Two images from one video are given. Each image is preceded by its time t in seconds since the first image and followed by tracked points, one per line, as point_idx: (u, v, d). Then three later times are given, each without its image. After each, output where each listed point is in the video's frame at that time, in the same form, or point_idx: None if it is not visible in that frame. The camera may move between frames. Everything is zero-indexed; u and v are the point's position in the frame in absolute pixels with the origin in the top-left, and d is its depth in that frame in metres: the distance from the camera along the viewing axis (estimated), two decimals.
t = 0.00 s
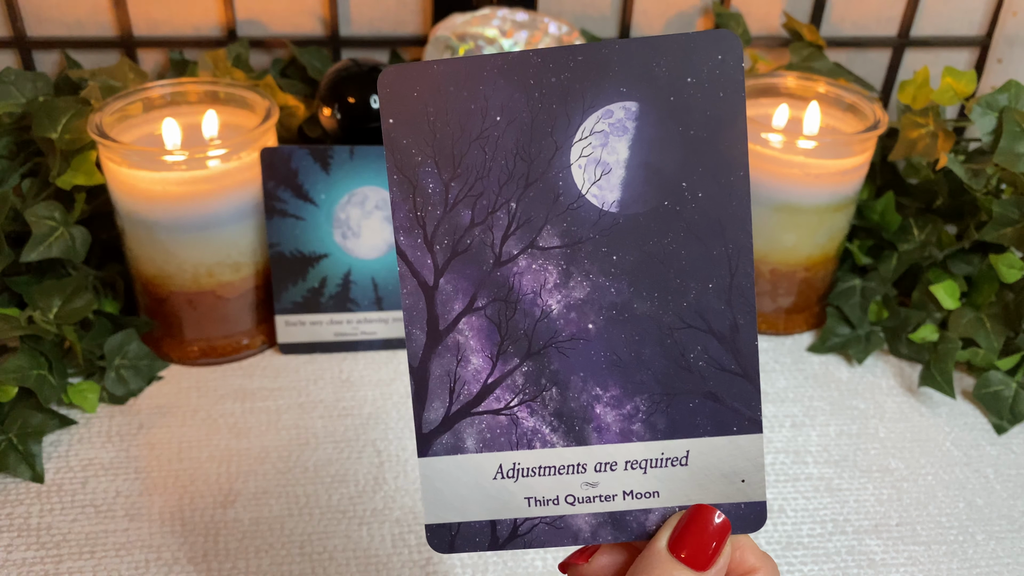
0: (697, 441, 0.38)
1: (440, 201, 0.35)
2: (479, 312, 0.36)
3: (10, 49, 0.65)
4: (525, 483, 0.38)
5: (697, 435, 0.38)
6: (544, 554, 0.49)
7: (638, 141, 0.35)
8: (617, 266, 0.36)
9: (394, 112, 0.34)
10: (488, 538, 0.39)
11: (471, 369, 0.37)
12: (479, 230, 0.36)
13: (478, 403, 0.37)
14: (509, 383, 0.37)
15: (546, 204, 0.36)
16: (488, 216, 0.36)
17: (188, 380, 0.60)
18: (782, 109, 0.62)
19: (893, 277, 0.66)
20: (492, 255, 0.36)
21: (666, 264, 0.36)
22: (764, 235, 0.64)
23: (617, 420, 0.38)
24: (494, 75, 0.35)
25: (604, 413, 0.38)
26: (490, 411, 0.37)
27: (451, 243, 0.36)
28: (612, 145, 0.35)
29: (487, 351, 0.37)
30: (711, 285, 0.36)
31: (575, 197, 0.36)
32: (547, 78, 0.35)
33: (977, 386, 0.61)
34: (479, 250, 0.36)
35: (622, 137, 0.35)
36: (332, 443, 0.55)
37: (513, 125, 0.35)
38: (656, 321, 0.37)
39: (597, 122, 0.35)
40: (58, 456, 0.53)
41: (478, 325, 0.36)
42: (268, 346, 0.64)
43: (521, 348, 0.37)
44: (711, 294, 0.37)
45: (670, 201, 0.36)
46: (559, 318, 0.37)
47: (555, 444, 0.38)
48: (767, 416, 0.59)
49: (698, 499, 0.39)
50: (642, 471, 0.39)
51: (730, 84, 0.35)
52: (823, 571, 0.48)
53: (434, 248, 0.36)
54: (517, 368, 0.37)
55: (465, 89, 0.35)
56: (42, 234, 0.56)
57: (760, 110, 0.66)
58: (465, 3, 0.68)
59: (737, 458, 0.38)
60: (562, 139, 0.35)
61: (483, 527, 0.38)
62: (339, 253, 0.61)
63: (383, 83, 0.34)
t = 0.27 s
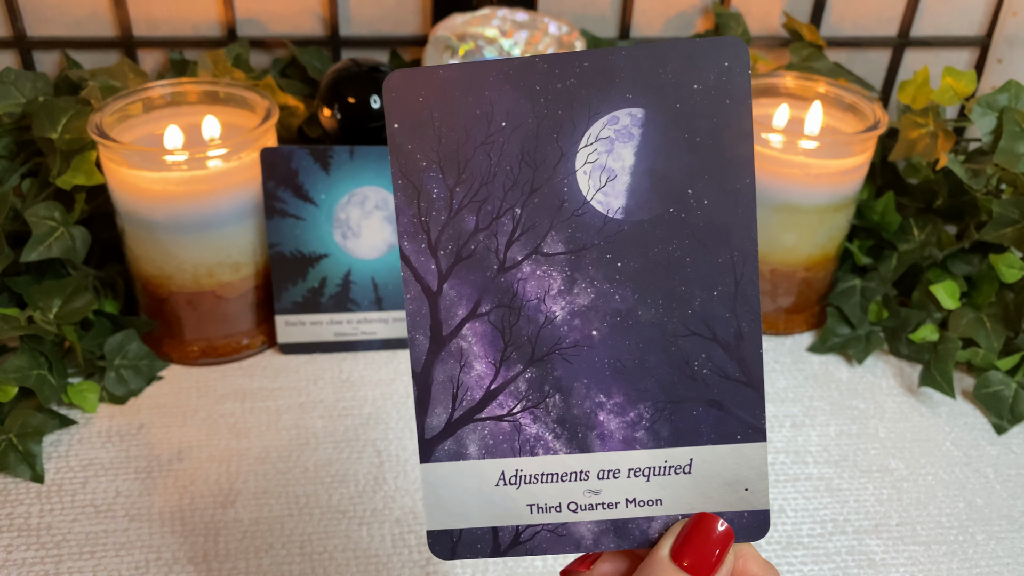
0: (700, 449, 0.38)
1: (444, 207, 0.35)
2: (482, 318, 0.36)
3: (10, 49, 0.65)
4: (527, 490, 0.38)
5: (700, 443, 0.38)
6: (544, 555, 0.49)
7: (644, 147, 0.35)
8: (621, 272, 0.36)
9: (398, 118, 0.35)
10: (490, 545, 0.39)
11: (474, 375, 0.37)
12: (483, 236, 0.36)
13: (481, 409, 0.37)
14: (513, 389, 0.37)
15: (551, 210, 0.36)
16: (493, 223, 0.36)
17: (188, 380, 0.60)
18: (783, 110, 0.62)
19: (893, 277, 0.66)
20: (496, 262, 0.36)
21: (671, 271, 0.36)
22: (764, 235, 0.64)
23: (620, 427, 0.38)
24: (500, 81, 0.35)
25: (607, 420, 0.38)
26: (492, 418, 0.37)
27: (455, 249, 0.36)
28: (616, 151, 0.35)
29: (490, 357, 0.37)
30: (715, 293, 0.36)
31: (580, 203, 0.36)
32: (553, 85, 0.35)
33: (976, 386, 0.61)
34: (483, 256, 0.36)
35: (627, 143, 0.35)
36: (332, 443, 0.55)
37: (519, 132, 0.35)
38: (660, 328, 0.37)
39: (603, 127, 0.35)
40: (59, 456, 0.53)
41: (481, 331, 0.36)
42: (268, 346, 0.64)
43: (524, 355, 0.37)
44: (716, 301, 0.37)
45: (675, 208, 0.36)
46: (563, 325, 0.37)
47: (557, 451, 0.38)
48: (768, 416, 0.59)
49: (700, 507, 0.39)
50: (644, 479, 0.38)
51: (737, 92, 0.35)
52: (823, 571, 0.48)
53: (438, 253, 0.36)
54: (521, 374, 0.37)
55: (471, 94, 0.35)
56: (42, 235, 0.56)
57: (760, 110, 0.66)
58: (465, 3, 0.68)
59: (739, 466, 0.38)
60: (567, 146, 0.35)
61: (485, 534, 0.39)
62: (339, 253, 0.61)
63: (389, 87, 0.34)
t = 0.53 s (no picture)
0: (685, 444, 0.38)
1: (428, 203, 0.35)
2: (467, 314, 0.36)
3: (10, 49, 0.65)
4: (514, 486, 0.38)
5: (686, 437, 0.38)
6: (544, 555, 0.49)
7: (627, 143, 0.35)
8: (605, 267, 0.36)
9: (383, 113, 0.35)
10: (477, 541, 0.39)
11: (459, 372, 0.37)
12: (467, 231, 0.36)
13: (467, 405, 0.37)
14: (498, 386, 0.37)
15: (535, 205, 0.36)
16: (476, 218, 0.36)
17: (188, 380, 0.60)
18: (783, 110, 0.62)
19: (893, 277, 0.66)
20: (480, 257, 0.36)
21: (655, 265, 0.36)
22: (764, 235, 0.64)
23: (606, 422, 0.38)
24: (482, 76, 0.35)
25: (593, 415, 0.38)
26: (479, 414, 0.37)
27: (439, 244, 0.36)
28: (600, 147, 0.35)
29: (476, 353, 0.37)
30: (699, 287, 0.36)
31: (563, 199, 0.35)
32: (535, 80, 0.35)
33: (976, 386, 0.61)
34: (468, 251, 0.36)
35: (610, 139, 0.35)
36: (332, 443, 0.55)
37: (502, 127, 0.35)
38: (645, 324, 0.37)
39: (586, 123, 0.35)
40: (59, 457, 0.53)
41: (467, 327, 0.36)
42: (268, 346, 0.64)
43: (510, 350, 0.37)
44: (701, 295, 0.37)
45: (659, 202, 0.36)
46: (548, 320, 0.37)
47: (544, 447, 0.38)
48: (767, 416, 0.59)
49: (687, 502, 0.39)
50: (630, 474, 0.38)
51: (719, 86, 0.35)
52: (823, 571, 0.48)
53: (422, 249, 0.36)
54: (506, 370, 0.37)
55: (454, 90, 0.35)
56: (42, 235, 0.56)
57: (760, 110, 0.66)
58: (465, 3, 0.68)
59: (725, 460, 0.38)
60: (550, 141, 0.35)
61: (472, 530, 0.38)
62: (338, 253, 0.61)
63: (372, 84, 0.34)
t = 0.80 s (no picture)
0: (696, 453, 0.38)
1: (439, 211, 0.35)
2: (478, 322, 0.36)
3: (10, 50, 0.65)
4: (524, 494, 0.38)
5: (696, 446, 0.38)
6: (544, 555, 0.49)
7: (637, 151, 0.35)
8: (616, 275, 0.36)
9: (394, 123, 0.35)
10: (487, 549, 0.39)
11: (470, 379, 0.37)
12: (477, 240, 0.36)
13: (477, 413, 0.37)
14: (508, 393, 0.37)
15: (545, 213, 0.36)
16: (487, 226, 0.36)
17: (188, 380, 0.60)
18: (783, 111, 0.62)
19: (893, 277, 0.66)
20: (491, 265, 0.36)
21: (665, 273, 0.36)
22: (765, 236, 0.64)
23: (616, 430, 0.38)
24: (492, 85, 0.35)
25: (604, 424, 0.38)
26: (489, 421, 0.37)
27: (450, 253, 0.36)
28: (610, 155, 0.35)
29: (486, 360, 0.37)
30: (710, 296, 0.36)
31: (574, 207, 0.36)
32: (546, 89, 0.35)
33: (976, 386, 0.61)
34: (478, 259, 0.36)
35: (621, 148, 0.35)
36: (332, 443, 0.55)
37: (512, 135, 0.35)
38: (655, 332, 0.37)
39: (597, 132, 0.35)
40: (58, 457, 0.53)
41: (478, 335, 0.36)
42: (268, 346, 0.64)
43: (520, 358, 0.37)
44: (711, 304, 0.37)
45: (669, 210, 0.36)
46: (558, 328, 0.37)
47: (553, 455, 0.38)
48: (767, 416, 0.59)
49: (697, 511, 0.39)
50: (641, 482, 0.39)
51: (728, 94, 0.35)
52: (823, 571, 0.48)
53: (433, 257, 0.36)
54: (516, 377, 0.37)
55: (464, 99, 0.35)
56: (42, 235, 0.56)
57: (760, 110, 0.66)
58: (465, 3, 0.68)
59: (736, 470, 0.38)
60: (561, 149, 0.35)
61: (482, 537, 0.38)
62: (338, 253, 0.61)
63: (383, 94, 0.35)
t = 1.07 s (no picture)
0: (698, 457, 0.38)
1: (453, 207, 0.36)
2: (486, 318, 0.37)
3: (10, 50, 0.65)
4: (525, 490, 0.38)
5: (696, 450, 0.38)
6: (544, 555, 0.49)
7: (649, 155, 0.36)
8: (624, 276, 0.37)
9: (412, 120, 0.35)
10: (486, 544, 0.38)
11: (475, 376, 0.37)
12: (489, 237, 0.36)
13: (482, 407, 0.37)
14: (513, 390, 0.37)
15: (557, 214, 0.36)
16: (499, 225, 0.36)
17: (189, 380, 0.60)
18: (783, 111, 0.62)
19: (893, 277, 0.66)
20: (501, 262, 0.36)
21: (673, 277, 0.37)
22: (764, 235, 0.64)
23: (619, 431, 0.38)
24: (510, 87, 0.35)
25: (606, 424, 0.38)
26: (493, 417, 0.38)
27: (461, 249, 0.36)
28: (623, 159, 0.36)
29: (493, 356, 0.37)
30: (716, 301, 0.36)
31: (585, 208, 0.36)
32: (563, 93, 0.35)
33: (976, 386, 0.61)
34: (488, 256, 0.36)
35: (637, 150, 0.36)
36: (332, 443, 0.55)
37: (528, 137, 0.36)
38: (661, 334, 0.37)
39: (610, 134, 0.35)
40: (59, 457, 0.53)
41: (486, 331, 0.37)
42: (268, 346, 0.64)
43: (526, 355, 0.37)
44: (717, 308, 0.37)
45: (680, 215, 0.36)
46: (565, 327, 0.37)
47: (556, 452, 0.38)
48: (767, 416, 0.59)
49: (697, 515, 0.38)
50: (641, 484, 0.38)
51: (743, 103, 0.35)
52: (823, 571, 0.48)
53: (445, 252, 0.36)
54: (523, 374, 0.37)
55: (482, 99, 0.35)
56: (42, 235, 0.56)
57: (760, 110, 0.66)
58: (465, 2, 0.68)
59: (737, 475, 0.38)
60: (574, 152, 0.36)
61: (482, 533, 0.38)
62: (338, 253, 0.61)
63: (403, 90, 0.35)
